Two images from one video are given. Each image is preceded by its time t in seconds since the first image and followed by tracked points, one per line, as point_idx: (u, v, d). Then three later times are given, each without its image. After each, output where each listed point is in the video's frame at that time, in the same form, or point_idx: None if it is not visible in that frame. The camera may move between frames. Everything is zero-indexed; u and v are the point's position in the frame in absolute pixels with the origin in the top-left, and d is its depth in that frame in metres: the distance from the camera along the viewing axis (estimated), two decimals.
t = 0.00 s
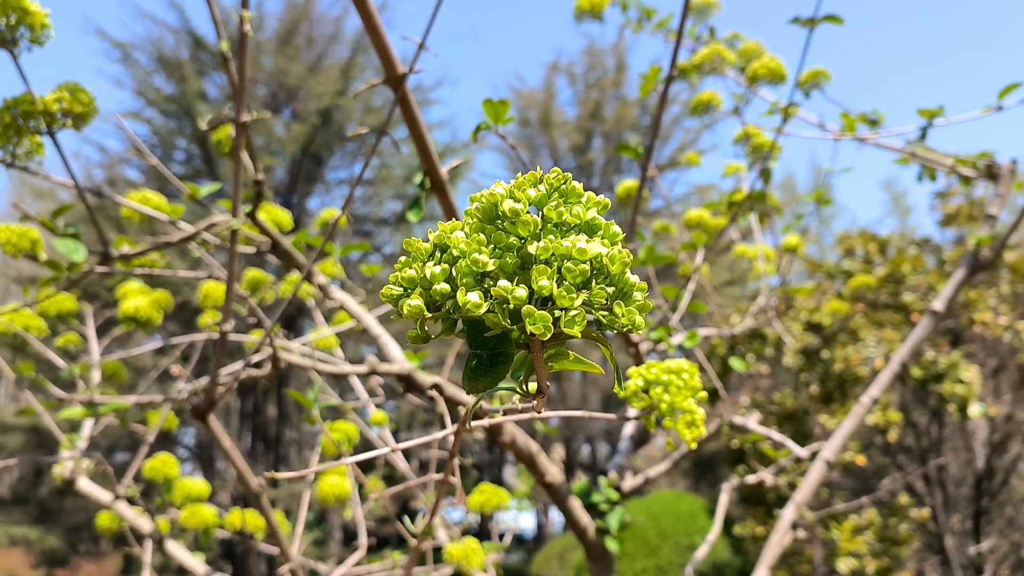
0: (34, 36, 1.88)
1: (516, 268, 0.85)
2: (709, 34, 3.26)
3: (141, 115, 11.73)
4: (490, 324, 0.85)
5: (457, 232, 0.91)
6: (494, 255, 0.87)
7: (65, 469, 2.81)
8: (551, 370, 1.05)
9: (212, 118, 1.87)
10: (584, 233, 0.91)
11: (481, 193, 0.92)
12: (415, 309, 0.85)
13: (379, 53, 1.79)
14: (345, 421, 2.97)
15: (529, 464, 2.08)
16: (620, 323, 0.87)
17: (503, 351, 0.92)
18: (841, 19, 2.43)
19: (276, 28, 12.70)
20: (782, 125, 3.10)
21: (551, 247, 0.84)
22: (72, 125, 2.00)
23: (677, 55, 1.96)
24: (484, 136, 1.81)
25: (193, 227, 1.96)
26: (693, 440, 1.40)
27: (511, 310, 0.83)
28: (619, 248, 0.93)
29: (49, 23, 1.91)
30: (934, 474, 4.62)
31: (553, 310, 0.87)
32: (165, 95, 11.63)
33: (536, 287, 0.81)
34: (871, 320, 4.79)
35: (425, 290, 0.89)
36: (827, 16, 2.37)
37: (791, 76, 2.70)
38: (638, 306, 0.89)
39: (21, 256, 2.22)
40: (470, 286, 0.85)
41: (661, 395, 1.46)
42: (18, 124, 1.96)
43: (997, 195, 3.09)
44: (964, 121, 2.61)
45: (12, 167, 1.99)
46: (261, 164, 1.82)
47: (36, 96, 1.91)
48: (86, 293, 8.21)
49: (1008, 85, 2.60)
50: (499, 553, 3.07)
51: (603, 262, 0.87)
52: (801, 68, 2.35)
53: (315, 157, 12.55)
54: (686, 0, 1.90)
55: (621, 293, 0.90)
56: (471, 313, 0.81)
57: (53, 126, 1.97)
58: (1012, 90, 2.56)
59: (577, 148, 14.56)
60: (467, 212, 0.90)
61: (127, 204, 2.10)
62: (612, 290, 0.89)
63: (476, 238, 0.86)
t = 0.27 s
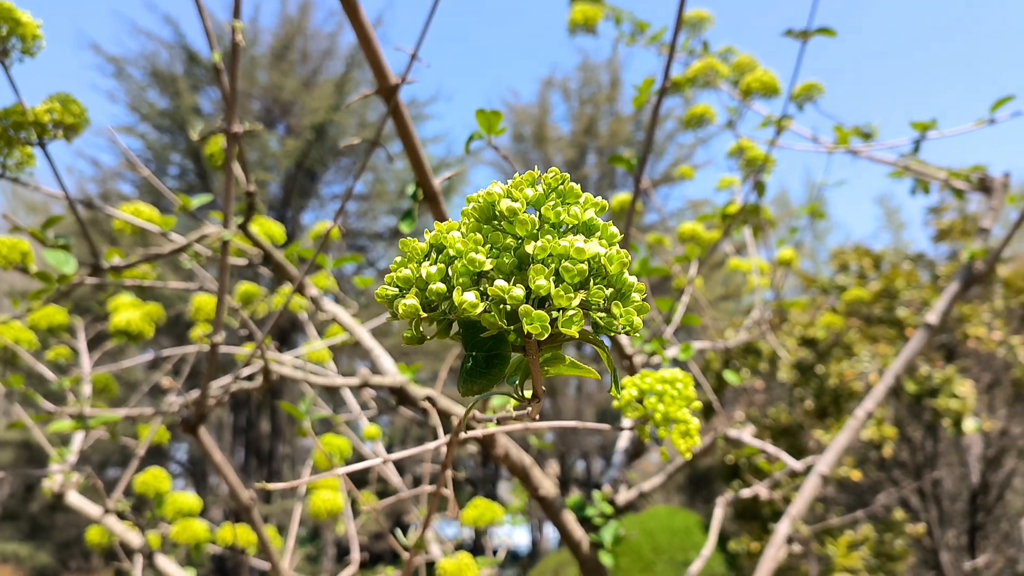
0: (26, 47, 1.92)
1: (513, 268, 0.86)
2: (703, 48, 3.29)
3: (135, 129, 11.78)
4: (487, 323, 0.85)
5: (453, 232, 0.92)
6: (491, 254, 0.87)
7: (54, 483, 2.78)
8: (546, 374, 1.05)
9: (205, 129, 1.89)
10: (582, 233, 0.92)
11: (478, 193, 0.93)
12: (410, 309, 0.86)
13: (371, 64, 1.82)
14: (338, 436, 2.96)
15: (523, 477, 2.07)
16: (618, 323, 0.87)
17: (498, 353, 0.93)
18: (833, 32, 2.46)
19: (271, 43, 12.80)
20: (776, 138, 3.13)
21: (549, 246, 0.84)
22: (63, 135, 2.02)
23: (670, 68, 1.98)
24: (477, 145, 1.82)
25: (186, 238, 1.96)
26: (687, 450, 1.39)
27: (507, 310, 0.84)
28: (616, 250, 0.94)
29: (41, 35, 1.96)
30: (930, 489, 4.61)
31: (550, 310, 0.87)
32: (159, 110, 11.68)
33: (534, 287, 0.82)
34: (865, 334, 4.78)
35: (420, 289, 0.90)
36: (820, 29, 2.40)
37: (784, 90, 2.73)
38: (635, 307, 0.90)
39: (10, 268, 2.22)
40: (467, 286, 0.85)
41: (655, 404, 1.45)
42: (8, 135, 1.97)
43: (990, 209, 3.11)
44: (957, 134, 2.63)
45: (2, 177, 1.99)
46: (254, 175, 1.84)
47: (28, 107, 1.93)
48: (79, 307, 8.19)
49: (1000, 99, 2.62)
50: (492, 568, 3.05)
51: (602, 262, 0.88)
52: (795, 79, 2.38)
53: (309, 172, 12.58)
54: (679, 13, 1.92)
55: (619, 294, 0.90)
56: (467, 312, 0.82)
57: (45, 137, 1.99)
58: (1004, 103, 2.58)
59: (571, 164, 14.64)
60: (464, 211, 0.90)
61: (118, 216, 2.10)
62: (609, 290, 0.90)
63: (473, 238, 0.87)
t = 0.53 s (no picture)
0: (19, 54, 1.93)
1: (502, 272, 0.87)
2: (698, 58, 3.31)
3: (131, 140, 11.81)
4: (476, 327, 0.86)
5: (443, 235, 0.93)
6: (480, 258, 0.88)
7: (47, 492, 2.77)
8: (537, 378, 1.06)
9: (199, 136, 1.91)
10: (572, 236, 0.93)
11: (468, 197, 0.94)
12: (399, 313, 0.87)
13: (365, 72, 1.83)
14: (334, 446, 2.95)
15: (518, 485, 2.06)
16: (609, 326, 0.88)
17: (488, 357, 0.93)
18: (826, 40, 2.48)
19: (267, 54, 12.87)
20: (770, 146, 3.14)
21: (538, 250, 0.85)
22: (57, 142, 2.05)
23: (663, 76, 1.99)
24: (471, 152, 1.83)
25: (181, 246, 1.97)
26: (681, 456, 1.39)
27: (497, 314, 0.85)
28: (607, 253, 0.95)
29: (35, 42, 1.97)
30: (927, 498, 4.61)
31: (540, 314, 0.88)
32: (155, 120, 11.72)
33: (524, 291, 0.83)
34: (861, 344, 4.78)
35: (410, 293, 0.91)
36: (813, 37, 2.43)
37: (778, 99, 2.75)
38: (626, 310, 0.91)
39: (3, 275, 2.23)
40: (456, 290, 0.86)
41: (649, 410, 1.45)
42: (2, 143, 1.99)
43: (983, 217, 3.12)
44: (950, 142, 2.65)
45: None
46: (248, 182, 1.85)
47: (21, 114, 1.95)
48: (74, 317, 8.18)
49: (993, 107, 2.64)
50: None
51: (591, 265, 0.89)
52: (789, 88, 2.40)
53: (306, 182, 12.61)
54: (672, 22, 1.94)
55: (608, 297, 0.91)
56: (457, 316, 0.83)
57: (39, 144, 2.01)
58: (997, 111, 2.60)
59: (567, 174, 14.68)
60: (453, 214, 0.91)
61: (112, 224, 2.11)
62: (599, 293, 0.91)
63: (462, 242, 0.88)
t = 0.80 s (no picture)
0: (12, 64, 1.99)
1: (481, 274, 0.88)
2: (691, 69, 3.35)
3: (128, 153, 11.86)
4: (454, 330, 0.87)
5: (421, 238, 0.94)
6: (458, 261, 0.89)
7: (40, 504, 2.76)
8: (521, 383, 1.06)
9: (191, 146, 1.93)
10: (551, 238, 0.94)
11: (447, 200, 0.95)
12: (377, 317, 0.88)
13: (358, 82, 1.86)
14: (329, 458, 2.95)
15: (512, 496, 2.06)
16: (587, 328, 0.89)
17: (467, 361, 0.94)
18: (817, 50, 2.52)
19: (264, 68, 12.96)
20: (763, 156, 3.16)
21: (516, 252, 0.86)
22: (50, 153, 2.08)
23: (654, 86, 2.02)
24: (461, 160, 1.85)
25: (174, 256, 1.98)
26: (673, 464, 1.39)
27: (474, 317, 0.86)
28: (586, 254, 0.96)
29: (28, 53, 2.03)
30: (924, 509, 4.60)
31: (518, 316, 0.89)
32: (152, 134, 11.78)
33: (501, 293, 0.84)
34: (857, 355, 4.78)
35: (389, 296, 0.92)
36: (804, 48, 2.46)
37: (771, 109, 2.78)
38: (604, 311, 0.92)
39: None
40: (434, 293, 0.87)
41: (640, 418, 1.45)
42: None
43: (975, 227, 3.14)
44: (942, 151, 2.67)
45: None
46: (240, 193, 1.87)
47: (14, 125, 1.98)
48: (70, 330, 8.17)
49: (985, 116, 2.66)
50: None
51: (569, 266, 0.90)
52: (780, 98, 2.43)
53: (302, 195, 12.65)
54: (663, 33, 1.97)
55: (587, 298, 0.92)
56: (434, 319, 0.84)
57: (31, 155, 2.04)
58: (988, 121, 2.62)
59: (563, 186, 14.72)
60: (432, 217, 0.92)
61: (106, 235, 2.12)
62: (578, 294, 0.92)
63: (441, 245, 0.89)
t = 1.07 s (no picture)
0: (7, 76, 2.10)
1: (464, 272, 0.90)
2: (687, 78, 3.38)
3: (127, 165, 11.93)
4: (438, 328, 0.88)
5: (405, 238, 0.96)
6: (441, 259, 0.91)
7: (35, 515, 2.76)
8: (508, 383, 1.08)
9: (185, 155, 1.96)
10: (534, 236, 0.95)
11: (430, 199, 0.97)
12: (360, 315, 0.90)
13: (351, 90, 1.88)
14: (326, 469, 2.95)
15: (508, 505, 2.06)
16: (570, 325, 0.90)
17: (451, 360, 0.95)
18: (811, 57, 2.54)
19: (263, 80, 13.07)
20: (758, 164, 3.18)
21: (499, 250, 0.88)
22: (44, 162, 2.17)
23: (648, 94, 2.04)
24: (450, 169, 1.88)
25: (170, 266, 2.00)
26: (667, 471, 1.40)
27: (457, 314, 0.87)
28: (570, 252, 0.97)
29: (23, 64, 2.13)
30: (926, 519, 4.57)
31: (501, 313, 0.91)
32: (151, 146, 11.86)
33: (483, 290, 0.85)
34: (857, 364, 4.76)
35: (372, 295, 0.93)
36: (798, 55, 2.48)
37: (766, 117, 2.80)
38: (587, 309, 0.93)
39: None
40: (418, 291, 0.89)
41: (633, 424, 1.45)
42: None
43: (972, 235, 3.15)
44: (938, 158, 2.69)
45: None
46: (235, 202, 1.90)
47: (10, 136, 2.08)
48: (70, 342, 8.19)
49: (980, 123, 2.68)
50: None
51: (552, 264, 0.91)
52: (774, 105, 2.46)
53: (302, 207, 12.70)
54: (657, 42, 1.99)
55: (569, 295, 0.93)
56: (417, 316, 0.85)
57: (26, 164, 2.13)
58: (983, 128, 2.64)
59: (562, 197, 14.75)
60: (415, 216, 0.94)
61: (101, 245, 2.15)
62: (560, 291, 0.93)
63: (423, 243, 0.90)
